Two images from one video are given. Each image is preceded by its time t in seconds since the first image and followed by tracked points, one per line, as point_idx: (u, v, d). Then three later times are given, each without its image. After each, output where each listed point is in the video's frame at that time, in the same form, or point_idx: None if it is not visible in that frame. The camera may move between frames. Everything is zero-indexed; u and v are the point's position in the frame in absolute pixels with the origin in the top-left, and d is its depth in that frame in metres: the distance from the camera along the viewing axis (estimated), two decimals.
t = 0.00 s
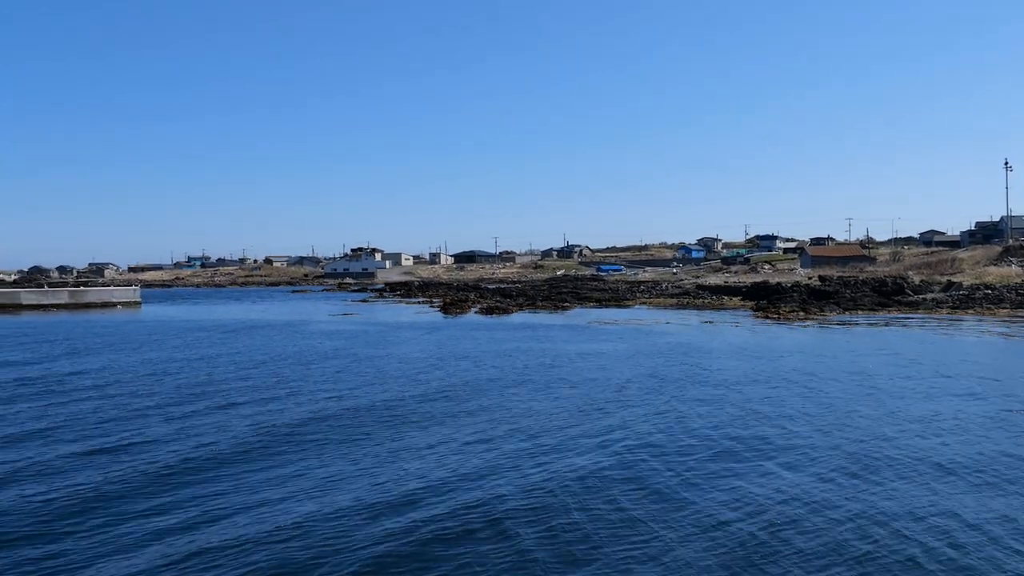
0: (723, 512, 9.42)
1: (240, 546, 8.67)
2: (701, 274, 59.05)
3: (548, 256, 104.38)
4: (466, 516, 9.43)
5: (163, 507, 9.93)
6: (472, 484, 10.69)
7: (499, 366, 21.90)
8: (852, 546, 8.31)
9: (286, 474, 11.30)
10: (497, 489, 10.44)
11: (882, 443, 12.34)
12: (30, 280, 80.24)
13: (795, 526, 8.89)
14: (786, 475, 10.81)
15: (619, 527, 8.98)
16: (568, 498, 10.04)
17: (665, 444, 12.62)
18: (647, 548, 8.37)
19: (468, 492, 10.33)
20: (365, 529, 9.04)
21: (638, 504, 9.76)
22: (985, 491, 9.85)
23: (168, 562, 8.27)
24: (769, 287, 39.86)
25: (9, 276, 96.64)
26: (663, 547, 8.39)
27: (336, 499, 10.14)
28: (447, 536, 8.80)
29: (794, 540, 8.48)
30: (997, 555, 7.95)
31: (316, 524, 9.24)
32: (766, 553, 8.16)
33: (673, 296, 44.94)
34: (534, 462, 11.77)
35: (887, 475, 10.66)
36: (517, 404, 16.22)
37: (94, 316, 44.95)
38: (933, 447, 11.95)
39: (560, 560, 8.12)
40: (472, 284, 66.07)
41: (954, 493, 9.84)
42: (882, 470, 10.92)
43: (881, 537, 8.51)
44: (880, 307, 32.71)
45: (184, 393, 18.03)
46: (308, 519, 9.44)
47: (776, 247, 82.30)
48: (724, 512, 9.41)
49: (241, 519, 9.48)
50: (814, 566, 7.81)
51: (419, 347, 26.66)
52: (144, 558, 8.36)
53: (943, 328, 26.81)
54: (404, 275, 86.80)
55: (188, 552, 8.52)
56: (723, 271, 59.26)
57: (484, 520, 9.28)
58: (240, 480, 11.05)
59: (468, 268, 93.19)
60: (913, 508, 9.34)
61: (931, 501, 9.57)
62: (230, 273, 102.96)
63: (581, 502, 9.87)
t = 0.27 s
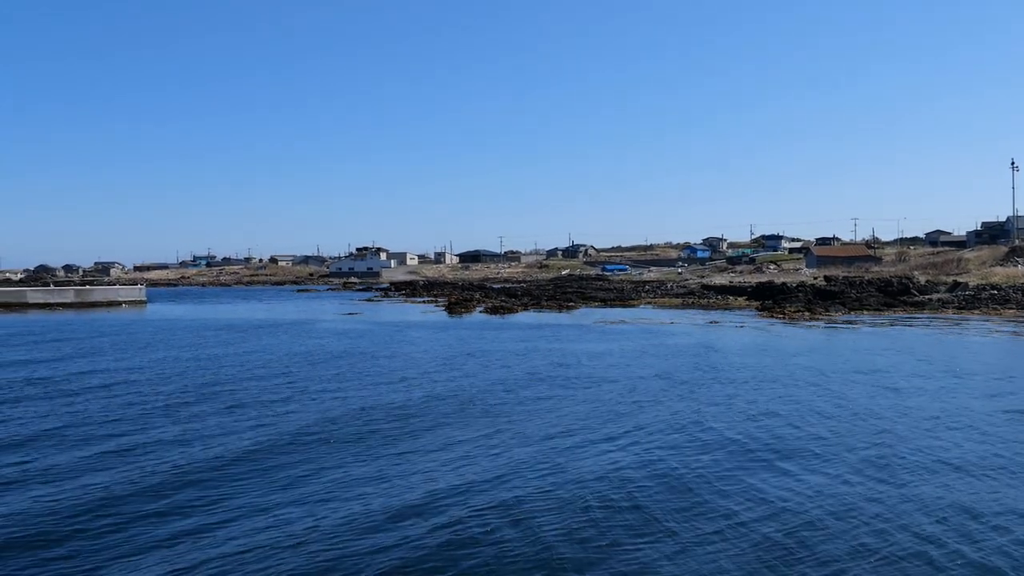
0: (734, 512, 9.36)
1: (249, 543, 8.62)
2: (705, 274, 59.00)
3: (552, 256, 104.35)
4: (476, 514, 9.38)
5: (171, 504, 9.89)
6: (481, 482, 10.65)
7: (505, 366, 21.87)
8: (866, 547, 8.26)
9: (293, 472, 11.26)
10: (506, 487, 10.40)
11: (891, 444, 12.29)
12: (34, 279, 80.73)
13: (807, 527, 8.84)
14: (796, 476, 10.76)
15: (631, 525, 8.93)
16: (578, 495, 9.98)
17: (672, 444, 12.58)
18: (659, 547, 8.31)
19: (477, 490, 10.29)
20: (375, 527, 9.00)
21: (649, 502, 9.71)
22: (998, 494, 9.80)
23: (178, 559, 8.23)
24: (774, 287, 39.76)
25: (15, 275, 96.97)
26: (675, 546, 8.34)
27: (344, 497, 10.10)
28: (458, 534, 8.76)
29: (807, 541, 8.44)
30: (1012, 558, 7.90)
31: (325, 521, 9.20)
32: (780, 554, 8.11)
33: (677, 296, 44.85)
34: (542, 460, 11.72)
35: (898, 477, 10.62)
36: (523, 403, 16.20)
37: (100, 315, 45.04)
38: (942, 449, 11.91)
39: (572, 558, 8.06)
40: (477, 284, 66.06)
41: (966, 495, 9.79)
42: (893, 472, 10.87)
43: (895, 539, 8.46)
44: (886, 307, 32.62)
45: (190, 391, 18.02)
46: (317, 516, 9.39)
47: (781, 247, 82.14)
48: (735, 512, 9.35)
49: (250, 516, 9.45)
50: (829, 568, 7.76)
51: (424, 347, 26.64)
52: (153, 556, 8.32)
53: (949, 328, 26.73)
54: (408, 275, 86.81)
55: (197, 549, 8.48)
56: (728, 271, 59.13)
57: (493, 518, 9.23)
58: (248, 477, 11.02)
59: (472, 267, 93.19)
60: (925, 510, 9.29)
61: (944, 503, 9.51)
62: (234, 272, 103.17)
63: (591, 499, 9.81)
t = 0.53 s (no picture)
0: (739, 511, 9.38)
1: (255, 544, 8.66)
2: (708, 274, 58.98)
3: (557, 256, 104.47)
4: (481, 514, 9.41)
5: (178, 505, 9.93)
6: (485, 483, 10.68)
7: (508, 366, 21.89)
8: (871, 547, 8.28)
9: (299, 473, 11.30)
10: (511, 487, 10.42)
11: (895, 444, 12.33)
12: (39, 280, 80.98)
13: (812, 527, 8.86)
14: (800, 475, 10.79)
15: (636, 524, 8.95)
16: (583, 496, 10.01)
17: (676, 443, 12.61)
18: (664, 546, 8.34)
19: (482, 490, 10.31)
20: (376, 528, 9.02)
21: (653, 501, 9.74)
22: (1003, 494, 9.83)
23: (185, 561, 8.26)
24: (777, 287, 39.73)
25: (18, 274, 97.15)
26: (675, 545, 8.37)
27: (350, 498, 10.13)
28: (464, 535, 8.79)
29: (812, 541, 8.46)
30: (1017, 559, 7.92)
31: (331, 523, 9.23)
32: (786, 554, 8.14)
33: (680, 296, 44.83)
34: (546, 460, 11.74)
35: (903, 477, 10.64)
36: (524, 403, 16.25)
37: (103, 315, 45.10)
38: (946, 449, 11.93)
39: (578, 558, 8.09)
40: (479, 283, 66.07)
41: (970, 496, 9.82)
42: (898, 472, 10.89)
43: (900, 539, 8.48)
44: (889, 307, 32.58)
45: (194, 392, 18.06)
46: (324, 518, 9.43)
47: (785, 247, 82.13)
48: (740, 511, 9.37)
49: (256, 517, 9.48)
50: (834, 568, 7.78)
51: (428, 347, 26.66)
52: (161, 558, 8.35)
53: (952, 328, 26.71)
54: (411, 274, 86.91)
55: (204, 551, 8.52)
56: (731, 271, 59.09)
57: (499, 518, 9.26)
58: (253, 478, 11.05)
59: (475, 267, 93.23)
60: (929, 510, 9.33)
61: (946, 504, 9.51)
62: (238, 271, 103.90)
63: (596, 499, 9.83)
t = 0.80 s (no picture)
0: (745, 511, 9.39)
1: (262, 546, 8.67)
2: (712, 275, 58.94)
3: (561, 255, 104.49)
4: (487, 515, 9.42)
5: (184, 506, 9.96)
6: (491, 483, 10.69)
7: (513, 366, 21.92)
8: (876, 547, 8.28)
9: (305, 474, 11.31)
10: (516, 489, 10.44)
11: (898, 443, 12.39)
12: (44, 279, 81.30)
13: (818, 527, 8.86)
14: (806, 475, 10.81)
15: (643, 525, 8.96)
16: (589, 497, 10.01)
17: (680, 443, 12.63)
18: (670, 546, 8.35)
19: (488, 491, 10.32)
20: (384, 527, 9.09)
21: (659, 502, 9.75)
22: (1008, 494, 9.86)
23: (192, 562, 8.28)
24: (782, 287, 39.74)
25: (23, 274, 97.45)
26: (680, 543, 8.44)
27: (356, 499, 10.14)
28: (470, 536, 8.79)
29: (818, 540, 8.46)
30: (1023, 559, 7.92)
31: (338, 524, 9.25)
32: (791, 553, 8.14)
33: (684, 296, 44.84)
34: (552, 461, 11.75)
35: (908, 477, 10.65)
36: (529, 403, 16.32)
37: (109, 315, 45.19)
38: (952, 449, 11.94)
39: (584, 559, 8.09)
40: (483, 284, 66.10)
41: (976, 496, 9.83)
42: (903, 471, 10.91)
43: (906, 539, 8.48)
44: (893, 308, 32.60)
45: (200, 392, 18.10)
46: (330, 519, 9.45)
47: (790, 247, 82.02)
48: (745, 512, 9.38)
49: (263, 518, 9.50)
50: (840, 567, 7.78)
51: (433, 347, 26.71)
52: (168, 558, 8.37)
53: (957, 328, 26.73)
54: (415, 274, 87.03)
55: (211, 551, 8.54)
56: (735, 271, 59.08)
57: (505, 520, 9.27)
58: (259, 479, 11.06)
59: (480, 267, 93.27)
60: (935, 510, 9.33)
61: (950, 503, 9.56)
62: (243, 271, 104.12)
63: (602, 501, 9.84)
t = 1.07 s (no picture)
0: (749, 511, 9.35)
1: (265, 546, 8.66)
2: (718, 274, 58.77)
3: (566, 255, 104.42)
4: (490, 517, 9.39)
5: (188, 506, 9.93)
6: (494, 485, 10.67)
7: (517, 366, 21.85)
8: (880, 548, 8.22)
9: (308, 474, 11.29)
10: (519, 489, 10.39)
11: (905, 443, 12.30)
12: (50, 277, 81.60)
13: (822, 524, 8.84)
14: (810, 474, 10.75)
15: (647, 525, 8.93)
16: (593, 497, 9.98)
17: (686, 443, 12.55)
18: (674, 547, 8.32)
19: (491, 492, 10.28)
20: (389, 530, 9.03)
21: (664, 502, 9.70)
22: (1018, 495, 9.78)
23: (195, 562, 8.28)
24: (787, 287, 39.62)
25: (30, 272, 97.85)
26: (688, 544, 8.36)
27: (359, 499, 10.13)
28: (474, 537, 8.77)
29: (821, 539, 8.43)
30: None
31: (341, 525, 9.24)
32: (795, 552, 8.11)
33: (689, 296, 44.74)
34: (556, 461, 11.71)
35: (915, 477, 10.58)
36: (533, 403, 16.24)
37: (114, 313, 45.34)
38: (959, 449, 11.87)
39: (587, 560, 8.05)
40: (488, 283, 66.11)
41: (982, 496, 9.76)
42: (908, 472, 10.84)
43: (910, 539, 8.44)
44: (898, 307, 32.46)
45: (204, 391, 18.11)
46: (333, 520, 9.43)
47: (795, 246, 81.84)
48: (750, 510, 9.35)
49: (265, 518, 9.50)
50: (844, 566, 7.75)
51: (437, 346, 26.69)
52: (172, 558, 8.38)
53: (963, 328, 26.61)
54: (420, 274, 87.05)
55: (214, 553, 8.48)
56: (740, 270, 58.94)
57: (508, 521, 9.24)
58: (263, 479, 11.06)
59: (484, 266, 93.27)
60: (939, 511, 9.27)
61: (960, 504, 9.48)
62: (248, 270, 104.27)
63: (606, 501, 9.80)
